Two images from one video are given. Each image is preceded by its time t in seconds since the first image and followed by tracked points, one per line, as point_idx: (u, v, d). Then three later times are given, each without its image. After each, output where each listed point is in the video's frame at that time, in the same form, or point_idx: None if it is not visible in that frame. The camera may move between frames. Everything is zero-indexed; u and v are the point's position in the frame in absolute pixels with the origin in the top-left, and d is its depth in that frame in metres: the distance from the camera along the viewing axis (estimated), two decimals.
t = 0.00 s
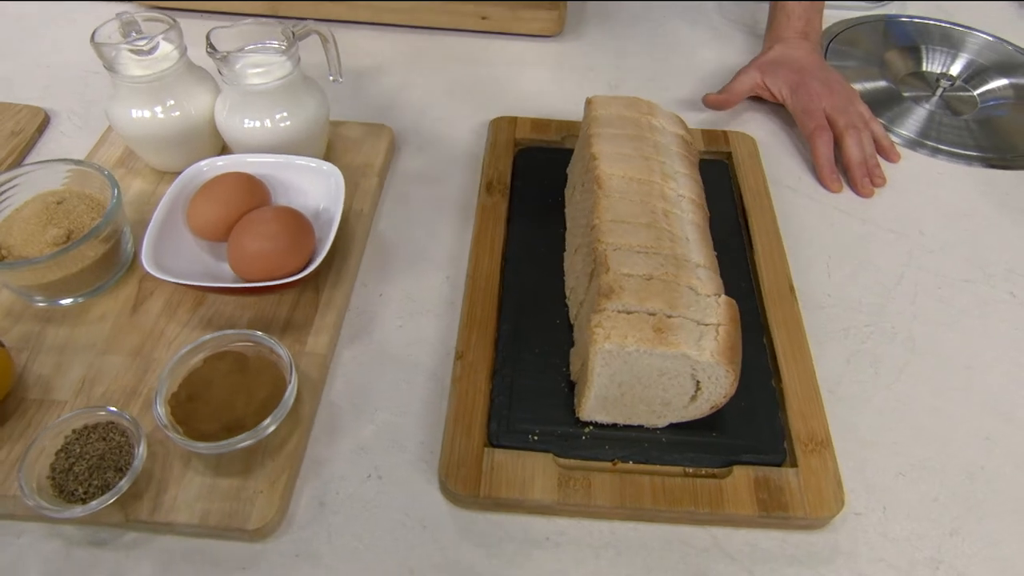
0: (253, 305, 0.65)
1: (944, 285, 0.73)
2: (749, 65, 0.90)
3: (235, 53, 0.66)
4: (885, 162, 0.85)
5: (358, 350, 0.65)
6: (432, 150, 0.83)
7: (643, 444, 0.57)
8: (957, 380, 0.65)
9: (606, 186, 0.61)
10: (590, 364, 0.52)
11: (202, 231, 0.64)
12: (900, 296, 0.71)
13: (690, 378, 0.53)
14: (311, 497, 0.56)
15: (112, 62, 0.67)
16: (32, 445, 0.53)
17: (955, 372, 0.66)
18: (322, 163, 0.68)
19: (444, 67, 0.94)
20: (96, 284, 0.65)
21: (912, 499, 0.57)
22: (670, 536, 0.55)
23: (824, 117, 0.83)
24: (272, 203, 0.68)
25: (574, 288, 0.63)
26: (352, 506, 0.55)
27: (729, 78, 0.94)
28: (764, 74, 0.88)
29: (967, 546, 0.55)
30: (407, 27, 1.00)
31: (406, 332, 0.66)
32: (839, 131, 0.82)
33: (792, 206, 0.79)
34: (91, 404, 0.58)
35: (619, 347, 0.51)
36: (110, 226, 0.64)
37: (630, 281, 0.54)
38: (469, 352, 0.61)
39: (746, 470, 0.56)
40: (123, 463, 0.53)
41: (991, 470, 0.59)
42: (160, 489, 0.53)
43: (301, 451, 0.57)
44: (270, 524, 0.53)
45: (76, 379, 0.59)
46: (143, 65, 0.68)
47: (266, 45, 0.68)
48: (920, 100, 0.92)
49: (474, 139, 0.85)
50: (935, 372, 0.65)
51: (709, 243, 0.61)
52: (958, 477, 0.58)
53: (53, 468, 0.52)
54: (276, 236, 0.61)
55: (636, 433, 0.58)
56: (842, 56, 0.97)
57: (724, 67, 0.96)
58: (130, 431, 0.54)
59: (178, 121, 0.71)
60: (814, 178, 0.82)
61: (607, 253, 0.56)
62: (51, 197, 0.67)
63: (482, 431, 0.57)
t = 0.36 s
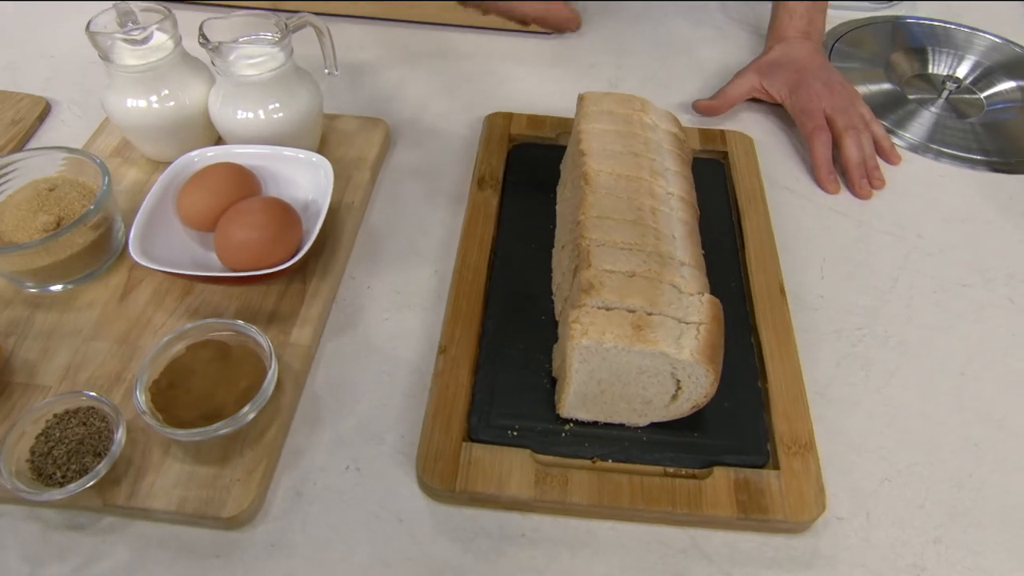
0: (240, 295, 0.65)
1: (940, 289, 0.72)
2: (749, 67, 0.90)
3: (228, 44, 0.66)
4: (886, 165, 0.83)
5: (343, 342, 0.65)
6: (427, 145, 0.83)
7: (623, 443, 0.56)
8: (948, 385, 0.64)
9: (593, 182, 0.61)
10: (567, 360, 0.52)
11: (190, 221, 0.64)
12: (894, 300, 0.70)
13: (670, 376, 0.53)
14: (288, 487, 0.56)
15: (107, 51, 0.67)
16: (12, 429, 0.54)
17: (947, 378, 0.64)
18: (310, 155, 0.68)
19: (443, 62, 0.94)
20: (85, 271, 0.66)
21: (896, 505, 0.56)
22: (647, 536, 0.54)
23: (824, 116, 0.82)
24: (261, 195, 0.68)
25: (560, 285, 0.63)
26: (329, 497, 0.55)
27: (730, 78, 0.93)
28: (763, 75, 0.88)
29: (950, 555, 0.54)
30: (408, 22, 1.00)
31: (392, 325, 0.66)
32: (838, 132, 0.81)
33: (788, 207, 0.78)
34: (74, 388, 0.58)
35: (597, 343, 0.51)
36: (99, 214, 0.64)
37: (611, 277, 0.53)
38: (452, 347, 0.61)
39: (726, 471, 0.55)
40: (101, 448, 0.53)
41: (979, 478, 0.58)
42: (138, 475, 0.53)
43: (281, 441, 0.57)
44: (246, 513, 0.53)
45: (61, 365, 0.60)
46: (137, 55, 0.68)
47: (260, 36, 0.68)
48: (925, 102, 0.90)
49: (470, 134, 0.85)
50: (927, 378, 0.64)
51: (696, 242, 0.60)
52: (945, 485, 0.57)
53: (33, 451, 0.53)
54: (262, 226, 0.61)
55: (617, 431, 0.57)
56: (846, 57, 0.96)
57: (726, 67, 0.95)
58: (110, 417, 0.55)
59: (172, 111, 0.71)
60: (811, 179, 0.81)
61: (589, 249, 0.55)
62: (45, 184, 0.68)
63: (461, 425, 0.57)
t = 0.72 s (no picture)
0: (226, 283, 0.66)
1: (933, 288, 0.71)
2: (745, 65, 0.90)
3: (218, 34, 0.67)
4: (883, 163, 0.82)
5: (328, 332, 0.65)
6: (419, 137, 0.83)
7: (601, 436, 0.56)
8: (937, 385, 0.63)
9: (577, 175, 0.60)
10: (544, 350, 0.52)
11: (177, 208, 0.65)
12: (886, 298, 0.69)
13: (648, 369, 0.53)
14: (267, 474, 0.56)
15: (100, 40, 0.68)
16: None
17: (936, 378, 0.64)
18: (298, 145, 0.69)
19: (439, 56, 0.94)
20: (74, 258, 0.66)
21: (878, 504, 0.55)
22: (624, 530, 0.54)
23: (819, 113, 0.82)
24: (250, 184, 0.68)
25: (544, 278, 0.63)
26: (307, 485, 0.56)
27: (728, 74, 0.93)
28: (759, 71, 0.87)
29: (931, 555, 0.53)
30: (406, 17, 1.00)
31: (377, 315, 0.66)
32: (833, 129, 0.81)
33: (781, 204, 0.77)
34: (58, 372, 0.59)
35: (573, 334, 0.50)
36: (88, 200, 0.65)
37: (590, 269, 0.53)
38: (434, 338, 0.61)
39: (705, 467, 0.54)
40: (81, 431, 0.53)
41: (964, 479, 0.57)
42: (116, 459, 0.54)
43: (260, 428, 0.57)
44: (222, 499, 0.53)
45: (46, 350, 0.60)
46: (130, 43, 0.69)
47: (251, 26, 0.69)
48: (926, 101, 0.89)
49: (463, 128, 0.85)
50: (915, 377, 0.63)
51: (681, 235, 0.60)
52: (929, 484, 0.57)
53: (13, 433, 0.54)
54: (248, 214, 0.62)
55: (596, 425, 0.57)
56: (847, 54, 0.95)
57: (724, 63, 0.95)
58: (91, 401, 0.55)
59: (164, 101, 0.72)
60: (806, 176, 0.80)
61: (570, 241, 0.55)
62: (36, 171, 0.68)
63: (440, 416, 0.57)
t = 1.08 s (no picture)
0: (215, 272, 0.66)
1: (924, 287, 0.70)
2: (742, 63, 0.90)
3: (211, 26, 0.68)
4: (878, 161, 0.82)
5: (314, 322, 0.65)
6: (413, 131, 0.84)
7: (582, 428, 0.56)
8: (924, 384, 0.63)
9: (563, 167, 0.61)
10: (523, 340, 0.52)
11: (168, 197, 0.65)
12: (876, 297, 0.69)
13: (626, 361, 0.53)
14: (249, 460, 0.56)
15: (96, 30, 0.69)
16: None
17: (924, 377, 0.63)
18: (289, 137, 0.69)
19: (436, 51, 0.94)
20: (66, 245, 0.67)
21: (860, 501, 0.55)
22: (602, 523, 0.54)
23: (814, 111, 0.81)
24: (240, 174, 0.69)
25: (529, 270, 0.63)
26: (288, 472, 0.56)
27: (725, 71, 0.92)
28: (755, 69, 0.87)
29: (912, 553, 0.52)
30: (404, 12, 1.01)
31: (364, 306, 0.67)
32: (827, 127, 0.80)
33: (773, 201, 0.77)
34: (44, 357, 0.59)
35: (551, 324, 0.51)
36: (79, 186, 0.66)
37: (571, 261, 0.53)
38: (418, 328, 0.61)
39: (685, 461, 0.54)
40: (64, 414, 0.54)
41: (949, 478, 0.57)
42: (100, 442, 0.54)
43: (244, 415, 0.58)
44: (203, 484, 0.54)
45: (34, 335, 0.61)
46: (125, 33, 0.69)
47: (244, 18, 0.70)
48: (926, 100, 0.88)
49: (457, 122, 0.85)
50: (902, 375, 0.63)
51: (666, 229, 0.60)
52: (913, 482, 0.56)
53: None
54: (237, 203, 0.62)
55: (577, 417, 0.57)
56: (846, 53, 0.94)
57: (721, 61, 0.94)
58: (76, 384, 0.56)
59: (159, 91, 0.72)
60: (799, 173, 0.80)
61: (552, 232, 0.55)
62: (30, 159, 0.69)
63: (421, 406, 0.57)
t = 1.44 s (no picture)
0: (210, 260, 0.66)
1: (923, 286, 0.69)
2: (744, 60, 0.89)
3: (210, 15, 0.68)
4: (879, 160, 0.81)
5: (307, 311, 0.65)
6: (412, 125, 0.84)
7: (572, 422, 0.56)
8: (920, 383, 0.62)
9: (557, 160, 0.60)
10: (512, 331, 0.52)
11: (164, 185, 0.66)
12: (873, 296, 0.68)
13: (616, 353, 0.53)
14: (239, 448, 0.56)
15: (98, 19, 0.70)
16: None
17: (919, 376, 0.62)
18: (286, 127, 0.70)
19: (437, 45, 0.94)
20: (63, 232, 0.68)
21: (852, 500, 0.55)
22: (589, 517, 0.53)
23: (815, 109, 0.81)
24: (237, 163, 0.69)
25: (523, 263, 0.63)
26: (277, 459, 0.56)
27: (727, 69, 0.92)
28: (756, 66, 0.87)
29: (903, 553, 0.52)
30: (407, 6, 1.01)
31: (357, 297, 0.67)
32: (828, 125, 0.80)
33: (772, 199, 0.76)
34: (38, 341, 0.59)
35: (540, 316, 0.51)
36: (77, 172, 0.67)
37: (562, 253, 0.53)
38: (411, 319, 0.61)
39: (674, 456, 0.54)
40: (55, 398, 0.54)
41: (942, 478, 0.56)
42: (89, 427, 0.54)
43: (234, 402, 0.58)
44: (192, 470, 0.54)
45: (29, 320, 0.61)
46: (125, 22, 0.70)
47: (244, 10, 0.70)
48: (930, 101, 0.87)
49: (455, 116, 0.85)
50: (897, 374, 0.62)
51: (660, 223, 0.60)
52: (905, 482, 0.56)
53: None
54: (232, 191, 0.62)
55: (567, 410, 0.56)
56: (849, 52, 0.93)
57: (723, 58, 0.94)
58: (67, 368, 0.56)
59: (160, 80, 0.73)
60: (798, 171, 0.79)
61: (544, 225, 0.55)
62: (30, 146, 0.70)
63: (411, 397, 0.56)
